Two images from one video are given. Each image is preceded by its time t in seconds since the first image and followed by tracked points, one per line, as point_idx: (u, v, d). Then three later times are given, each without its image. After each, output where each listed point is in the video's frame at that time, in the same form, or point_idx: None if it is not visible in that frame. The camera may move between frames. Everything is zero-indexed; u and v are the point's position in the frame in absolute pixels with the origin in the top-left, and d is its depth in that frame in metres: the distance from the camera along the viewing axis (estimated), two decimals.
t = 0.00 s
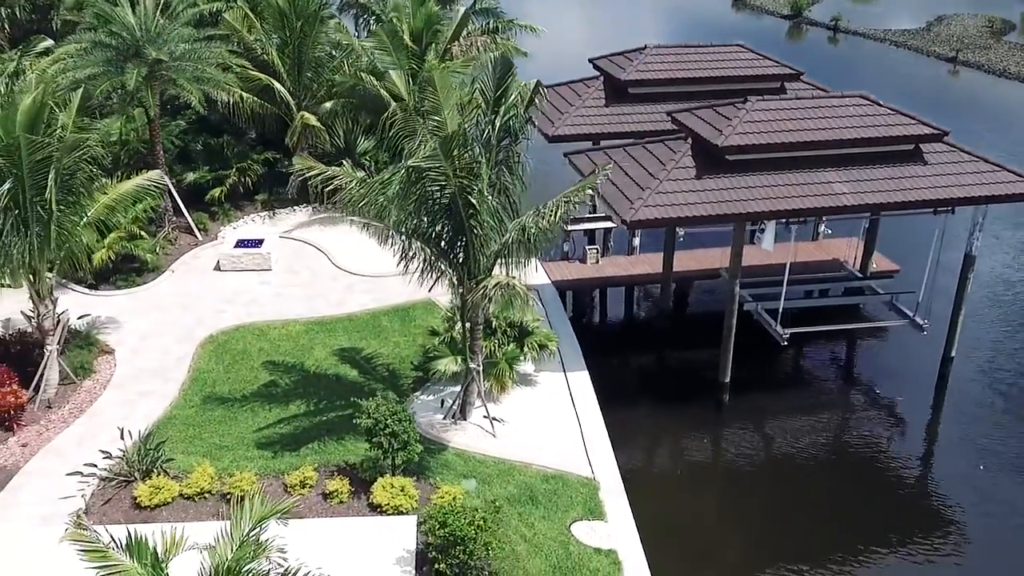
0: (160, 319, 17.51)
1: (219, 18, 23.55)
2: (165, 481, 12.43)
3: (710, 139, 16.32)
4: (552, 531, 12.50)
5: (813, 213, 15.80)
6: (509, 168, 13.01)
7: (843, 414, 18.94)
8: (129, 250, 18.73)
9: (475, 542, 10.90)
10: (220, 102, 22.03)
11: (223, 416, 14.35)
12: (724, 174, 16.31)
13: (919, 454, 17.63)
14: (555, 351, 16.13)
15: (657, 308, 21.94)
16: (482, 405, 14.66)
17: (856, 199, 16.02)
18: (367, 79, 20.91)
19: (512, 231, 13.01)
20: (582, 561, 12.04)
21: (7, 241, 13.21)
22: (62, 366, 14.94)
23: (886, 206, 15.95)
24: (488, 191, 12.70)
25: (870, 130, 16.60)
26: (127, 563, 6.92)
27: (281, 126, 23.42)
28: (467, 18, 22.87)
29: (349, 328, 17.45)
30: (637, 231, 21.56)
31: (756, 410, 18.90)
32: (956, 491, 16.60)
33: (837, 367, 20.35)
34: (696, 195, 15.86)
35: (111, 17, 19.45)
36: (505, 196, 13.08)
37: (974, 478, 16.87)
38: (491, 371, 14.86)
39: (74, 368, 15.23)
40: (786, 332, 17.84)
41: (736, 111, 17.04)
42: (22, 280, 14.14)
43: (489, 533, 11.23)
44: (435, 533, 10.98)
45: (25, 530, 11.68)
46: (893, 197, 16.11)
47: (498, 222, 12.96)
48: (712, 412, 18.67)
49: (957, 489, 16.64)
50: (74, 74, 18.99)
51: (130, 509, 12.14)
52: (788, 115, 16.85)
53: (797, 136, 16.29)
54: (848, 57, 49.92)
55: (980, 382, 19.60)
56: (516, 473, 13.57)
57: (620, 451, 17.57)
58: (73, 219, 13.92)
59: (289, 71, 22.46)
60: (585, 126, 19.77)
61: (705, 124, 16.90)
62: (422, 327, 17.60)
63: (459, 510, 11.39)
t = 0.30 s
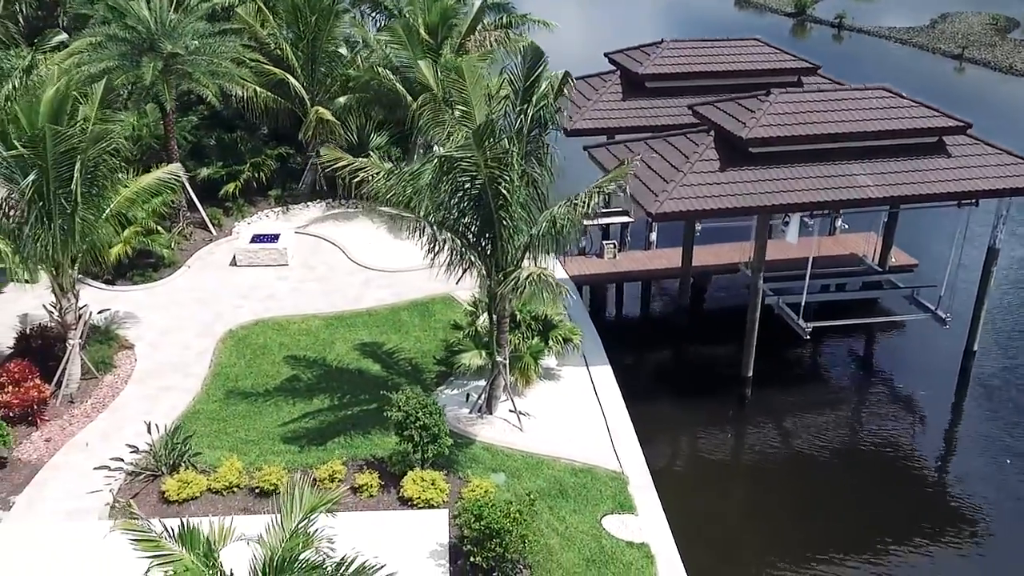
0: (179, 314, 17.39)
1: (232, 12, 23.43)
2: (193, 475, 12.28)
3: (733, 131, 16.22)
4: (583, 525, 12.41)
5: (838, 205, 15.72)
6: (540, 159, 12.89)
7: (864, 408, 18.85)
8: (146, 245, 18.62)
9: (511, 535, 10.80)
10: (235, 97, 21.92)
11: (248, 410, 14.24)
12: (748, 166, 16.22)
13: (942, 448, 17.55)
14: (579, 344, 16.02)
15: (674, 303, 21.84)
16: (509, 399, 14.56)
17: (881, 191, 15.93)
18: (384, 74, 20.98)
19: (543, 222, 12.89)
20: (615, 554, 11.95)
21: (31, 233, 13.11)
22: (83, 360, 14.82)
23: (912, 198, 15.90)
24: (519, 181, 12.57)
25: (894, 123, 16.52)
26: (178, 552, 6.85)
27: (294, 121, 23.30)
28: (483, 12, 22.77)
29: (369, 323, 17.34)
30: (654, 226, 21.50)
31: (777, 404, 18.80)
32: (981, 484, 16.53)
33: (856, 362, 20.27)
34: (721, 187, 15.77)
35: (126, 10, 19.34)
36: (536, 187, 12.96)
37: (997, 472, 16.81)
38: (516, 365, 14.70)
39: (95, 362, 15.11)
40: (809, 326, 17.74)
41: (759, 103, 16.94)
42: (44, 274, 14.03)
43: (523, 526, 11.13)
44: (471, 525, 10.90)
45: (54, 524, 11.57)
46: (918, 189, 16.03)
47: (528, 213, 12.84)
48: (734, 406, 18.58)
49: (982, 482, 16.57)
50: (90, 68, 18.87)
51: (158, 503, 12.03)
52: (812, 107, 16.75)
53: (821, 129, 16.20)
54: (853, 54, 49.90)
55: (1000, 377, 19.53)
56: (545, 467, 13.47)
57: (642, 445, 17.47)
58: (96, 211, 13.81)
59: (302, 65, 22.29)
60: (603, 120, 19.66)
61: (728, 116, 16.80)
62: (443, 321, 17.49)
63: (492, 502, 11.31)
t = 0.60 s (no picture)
0: (199, 308, 17.29)
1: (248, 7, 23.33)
2: (222, 467, 12.17)
3: (759, 124, 16.14)
4: (616, 517, 12.32)
5: (864, 199, 15.64)
6: (571, 150, 12.79)
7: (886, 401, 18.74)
8: (165, 239, 18.53)
9: (548, 527, 10.71)
10: (251, 91, 21.80)
11: (274, 404, 14.14)
12: (774, 159, 16.13)
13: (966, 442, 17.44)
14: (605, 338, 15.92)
15: (694, 298, 21.73)
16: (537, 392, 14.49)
17: (907, 184, 15.83)
18: (404, 68, 20.92)
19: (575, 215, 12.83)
20: (649, 548, 11.84)
21: (58, 224, 13.01)
22: (107, 353, 14.72)
23: (938, 191, 15.80)
24: (551, 172, 12.46)
25: (921, 116, 16.44)
26: (233, 539, 6.73)
27: (310, 116, 23.20)
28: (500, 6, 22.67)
29: (391, 317, 17.23)
30: (673, 222, 21.52)
31: (800, 398, 18.66)
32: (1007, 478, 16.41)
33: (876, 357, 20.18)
34: (748, 180, 15.70)
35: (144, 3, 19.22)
36: (568, 178, 12.85)
37: None
38: (543, 358, 14.62)
39: (119, 356, 15.00)
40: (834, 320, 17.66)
41: (786, 95, 16.83)
42: (69, 267, 13.94)
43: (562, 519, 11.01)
44: (508, 518, 10.81)
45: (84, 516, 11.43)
46: (944, 182, 15.93)
47: (559, 204, 12.77)
48: (757, 400, 18.46)
49: (1008, 474, 16.45)
50: (108, 62, 18.76)
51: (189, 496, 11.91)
52: (837, 100, 16.67)
53: (847, 123, 16.13)
54: (861, 52, 49.80)
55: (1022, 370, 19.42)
56: (575, 460, 13.37)
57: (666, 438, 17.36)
58: (122, 203, 13.71)
59: (318, 60, 22.13)
60: (623, 114, 19.56)
61: (754, 109, 16.71)
62: (465, 315, 17.39)
63: (529, 494, 11.18)
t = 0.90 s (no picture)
0: (221, 301, 17.24)
1: (265, 1, 23.30)
2: (253, 458, 12.09)
3: (785, 115, 16.08)
4: (648, 508, 12.25)
5: (890, 191, 15.57)
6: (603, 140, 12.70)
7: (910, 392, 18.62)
8: (186, 233, 18.50)
9: (584, 517, 10.65)
10: (269, 85, 21.75)
11: (301, 395, 14.07)
12: (799, 151, 16.07)
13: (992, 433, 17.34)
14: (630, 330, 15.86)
15: (712, 292, 21.64)
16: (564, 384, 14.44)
17: (933, 176, 15.76)
18: (422, 61, 20.79)
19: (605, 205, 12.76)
20: (682, 539, 11.77)
21: (85, 213, 12.95)
22: (132, 345, 14.66)
23: (965, 182, 15.73)
24: (583, 161, 12.38)
25: (946, 108, 16.37)
26: (287, 523, 6.67)
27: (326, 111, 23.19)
28: None
29: (413, 310, 17.16)
30: (694, 216, 21.49)
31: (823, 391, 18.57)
32: None
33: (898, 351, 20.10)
34: (774, 172, 15.64)
35: None
36: (598, 167, 12.78)
37: None
38: (569, 351, 14.48)
39: (143, 348, 14.95)
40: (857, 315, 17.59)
41: (810, 87, 16.78)
42: (96, 258, 13.90)
43: (596, 510, 10.93)
44: (544, 507, 10.74)
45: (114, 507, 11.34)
46: (971, 175, 15.85)
47: (589, 193, 12.70)
48: (781, 392, 18.37)
49: None
50: (128, 56, 18.73)
51: (220, 486, 11.84)
52: (862, 93, 16.61)
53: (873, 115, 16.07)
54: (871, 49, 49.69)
55: None
56: (604, 452, 13.31)
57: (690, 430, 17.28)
58: (148, 193, 13.65)
59: (336, 54, 22.01)
60: (644, 107, 19.50)
61: (779, 101, 16.65)
62: (487, 308, 17.32)
63: (562, 485, 11.11)
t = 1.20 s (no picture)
0: (239, 292, 17.21)
1: None
2: (276, 445, 12.05)
3: (807, 105, 16.03)
4: (673, 497, 12.18)
5: (913, 181, 15.48)
6: (629, 127, 12.64)
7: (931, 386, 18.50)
8: (204, 224, 18.49)
9: (612, 503, 10.61)
10: (286, 78, 21.73)
11: (322, 384, 14.04)
12: (821, 141, 15.99)
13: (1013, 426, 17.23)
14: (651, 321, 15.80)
15: (729, 286, 21.55)
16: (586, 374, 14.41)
17: (957, 166, 15.66)
18: (439, 53, 20.71)
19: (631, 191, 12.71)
20: (708, 526, 11.70)
21: (109, 201, 12.96)
22: (153, 334, 14.65)
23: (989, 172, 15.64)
24: (608, 148, 12.33)
25: (969, 99, 16.28)
26: (328, 498, 6.63)
27: (342, 103, 23.25)
28: None
29: (432, 301, 17.12)
30: (711, 209, 21.51)
31: (843, 383, 18.45)
32: None
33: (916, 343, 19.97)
34: (796, 161, 15.58)
35: None
36: (624, 154, 12.72)
37: None
38: (591, 341, 14.42)
39: (164, 337, 14.93)
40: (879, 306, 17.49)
41: (833, 77, 16.71)
42: (118, 245, 13.89)
43: (624, 497, 10.88)
44: (572, 493, 10.69)
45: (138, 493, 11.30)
46: (994, 165, 15.74)
47: (614, 180, 12.66)
48: (801, 385, 18.25)
49: None
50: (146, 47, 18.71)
51: (243, 473, 11.80)
52: (884, 83, 16.54)
53: (894, 105, 16.01)
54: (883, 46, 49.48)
55: None
56: (627, 441, 13.25)
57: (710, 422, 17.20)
58: (171, 181, 13.65)
59: (352, 46, 22.01)
60: (662, 99, 19.43)
61: (801, 92, 16.60)
62: (506, 299, 17.27)
63: (590, 471, 11.02)
